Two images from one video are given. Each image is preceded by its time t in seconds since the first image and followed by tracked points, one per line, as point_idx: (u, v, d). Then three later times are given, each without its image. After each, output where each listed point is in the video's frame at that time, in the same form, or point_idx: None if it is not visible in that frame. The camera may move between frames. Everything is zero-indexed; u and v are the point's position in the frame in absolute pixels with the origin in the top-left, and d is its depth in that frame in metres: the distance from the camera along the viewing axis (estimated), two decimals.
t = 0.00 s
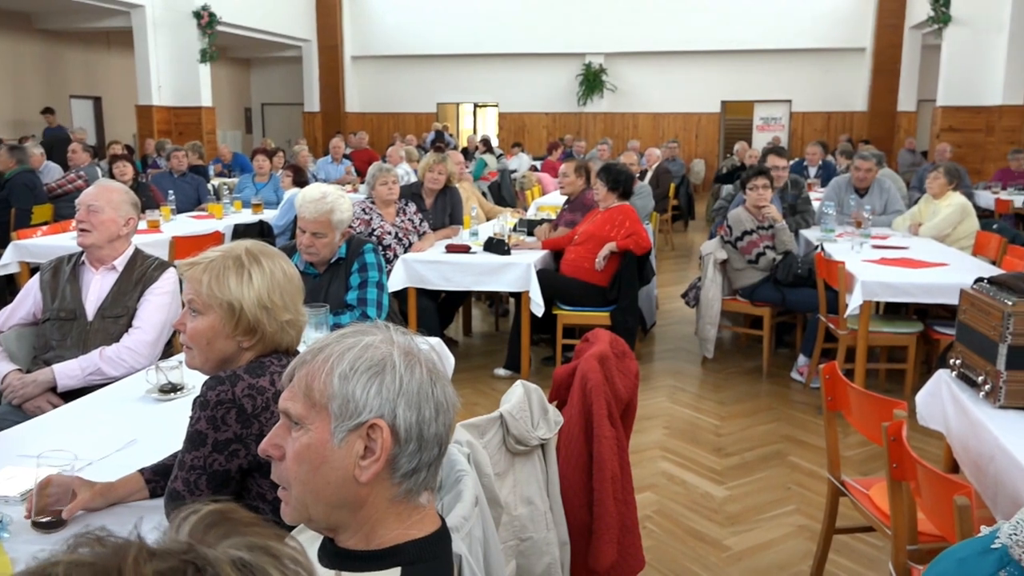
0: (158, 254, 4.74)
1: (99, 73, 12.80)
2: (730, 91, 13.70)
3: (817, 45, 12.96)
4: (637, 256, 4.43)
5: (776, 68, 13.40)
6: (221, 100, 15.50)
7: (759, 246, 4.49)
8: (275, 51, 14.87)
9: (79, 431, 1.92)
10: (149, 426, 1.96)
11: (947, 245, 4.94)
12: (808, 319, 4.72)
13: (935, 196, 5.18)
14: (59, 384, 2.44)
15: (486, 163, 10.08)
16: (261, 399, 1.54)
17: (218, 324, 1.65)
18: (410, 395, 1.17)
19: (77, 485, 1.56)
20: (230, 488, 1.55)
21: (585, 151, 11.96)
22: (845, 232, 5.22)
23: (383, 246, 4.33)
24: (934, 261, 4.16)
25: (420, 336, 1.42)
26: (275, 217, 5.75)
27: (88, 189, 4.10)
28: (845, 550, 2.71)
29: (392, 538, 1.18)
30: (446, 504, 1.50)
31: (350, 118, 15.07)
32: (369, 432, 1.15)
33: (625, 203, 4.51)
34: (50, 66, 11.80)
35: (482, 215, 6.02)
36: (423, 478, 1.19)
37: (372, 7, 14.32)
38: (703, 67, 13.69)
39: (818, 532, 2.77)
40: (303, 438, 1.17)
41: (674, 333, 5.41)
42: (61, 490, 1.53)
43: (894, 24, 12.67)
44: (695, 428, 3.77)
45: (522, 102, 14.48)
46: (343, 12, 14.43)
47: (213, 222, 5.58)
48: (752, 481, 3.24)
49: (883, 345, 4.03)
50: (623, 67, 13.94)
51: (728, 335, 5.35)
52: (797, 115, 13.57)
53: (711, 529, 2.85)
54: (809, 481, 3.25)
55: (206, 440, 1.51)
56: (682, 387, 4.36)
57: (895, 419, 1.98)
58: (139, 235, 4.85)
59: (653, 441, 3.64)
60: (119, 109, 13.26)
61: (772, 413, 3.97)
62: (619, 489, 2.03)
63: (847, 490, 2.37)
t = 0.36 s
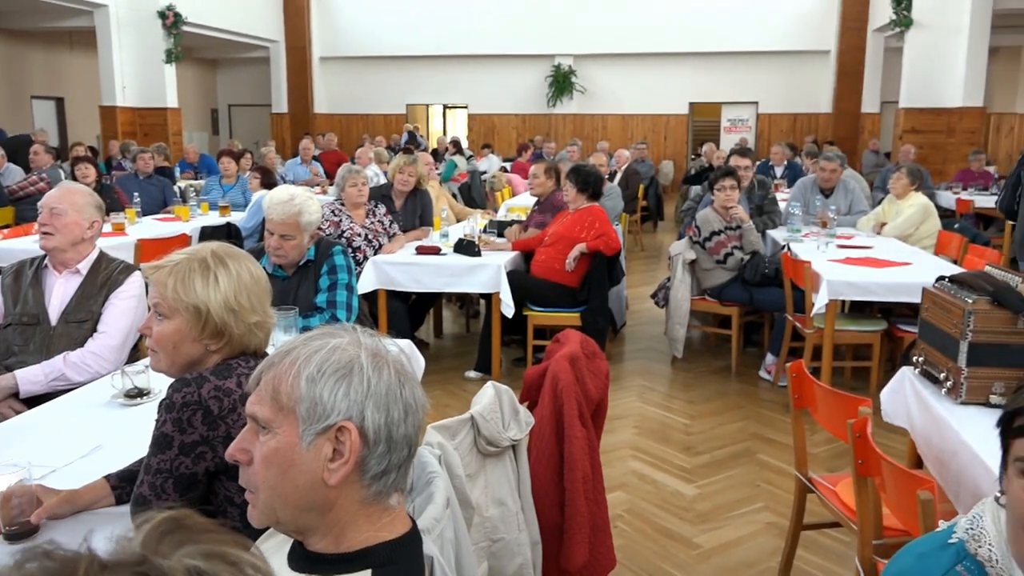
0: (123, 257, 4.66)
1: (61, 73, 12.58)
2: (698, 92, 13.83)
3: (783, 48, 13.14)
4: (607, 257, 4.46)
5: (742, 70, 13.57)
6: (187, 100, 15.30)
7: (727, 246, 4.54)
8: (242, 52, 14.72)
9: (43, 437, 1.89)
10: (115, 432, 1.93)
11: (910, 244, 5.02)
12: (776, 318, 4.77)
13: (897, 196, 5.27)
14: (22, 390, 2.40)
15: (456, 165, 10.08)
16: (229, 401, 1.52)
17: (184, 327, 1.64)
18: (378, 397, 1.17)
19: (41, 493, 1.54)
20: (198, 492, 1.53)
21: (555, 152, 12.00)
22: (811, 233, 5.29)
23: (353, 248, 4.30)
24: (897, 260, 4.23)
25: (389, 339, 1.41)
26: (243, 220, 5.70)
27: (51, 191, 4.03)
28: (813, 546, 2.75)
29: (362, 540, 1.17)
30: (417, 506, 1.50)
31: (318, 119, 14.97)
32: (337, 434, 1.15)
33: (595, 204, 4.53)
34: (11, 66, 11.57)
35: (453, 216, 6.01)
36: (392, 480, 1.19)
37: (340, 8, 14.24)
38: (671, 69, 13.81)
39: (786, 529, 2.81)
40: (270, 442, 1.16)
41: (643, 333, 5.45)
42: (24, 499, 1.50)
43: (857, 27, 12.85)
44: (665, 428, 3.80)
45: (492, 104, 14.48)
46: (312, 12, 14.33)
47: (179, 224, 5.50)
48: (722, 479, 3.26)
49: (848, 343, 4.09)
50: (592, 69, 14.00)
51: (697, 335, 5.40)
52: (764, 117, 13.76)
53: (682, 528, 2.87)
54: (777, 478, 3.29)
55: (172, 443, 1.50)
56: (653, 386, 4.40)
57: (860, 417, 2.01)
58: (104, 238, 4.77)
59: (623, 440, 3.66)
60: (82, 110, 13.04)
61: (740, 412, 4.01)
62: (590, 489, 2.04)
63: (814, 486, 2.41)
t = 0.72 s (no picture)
0: (86, 261, 4.58)
1: (21, 73, 12.33)
2: (666, 94, 13.95)
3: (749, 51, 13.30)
4: (577, 258, 4.48)
5: (709, 72, 13.71)
6: (151, 101, 15.08)
7: (696, 246, 4.58)
8: (208, 52, 14.55)
9: (4, 446, 1.85)
10: (79, 438, 1.90)
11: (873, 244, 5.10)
12: (743, 317, 4.83)
13: (861, 197, 5.35)
14: None
15: (426, 166, 10.06)
16: (195, 406, 1.51)
17: (147, 330, 1.61)
18: (345, 400, 1.16)
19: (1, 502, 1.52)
20: (165, 499, 1.51)
21: (525, 154, 12.03)
22: (777, 233, 5.35)
23: (321, 250, 4.27)
24: (862, 259, 4.29)
25: (356, 342, 1.41)
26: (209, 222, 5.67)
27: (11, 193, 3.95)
28: (781, 542, 2.78)
29: (329, 544, 1.16)
30: (386, 509, 1.49)
31: (286, 120, 14.84)
32: (303, 439, 1.14)
33: (564, 205, 4.55)
34: None
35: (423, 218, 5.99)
36: (360, 483, 1.18)
37: (308, 8, 14.13)
38: (640, 71, 13.90)
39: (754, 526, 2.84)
40: (236, 447, 1.15)
41: (613, 333, 5.48)
42: None
43: (821, 29, 13.02)
44: (635, 427, 3.82)
45: (462, 105, 14.45)
46: (278, 12, 14.20)
47: (144, 227, 5.42)
48: (692, 477, 3.29)
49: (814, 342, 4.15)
50: (562, 70, 14.04)
51: (666, 334, 5.44)
52: (731, 119, 13.92)
53: (652, 527, 2.88)
54: (746, 476, 3.32)
55: (137, 449, 1.47)
56: (623, 386, 4.42)
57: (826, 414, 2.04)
58: (66, 241, 4.68)
59: (594, 440, 3.67)
60: (43, 111, 12.79)
61: (709, 411, 4.04)
62: (561, 489, 2.05)
63: (781, 483, 2.44)
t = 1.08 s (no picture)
0: (47, 264, 4.49)
1: None
2: (633, 96, 14.04)
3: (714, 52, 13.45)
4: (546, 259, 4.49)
5: (676, 73, 13.82)
6: (114, 101, 14.84)
7: (663, 247, 4.61)
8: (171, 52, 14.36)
9: None
10: (41, 445, 1.86)
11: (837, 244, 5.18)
12: (711, 316, 4.87)
13: (826, 197, 5.43)
14: None
15: (394, 167, 10.03)
16: (161, 413, 1.48)
17: (110, 335, 1.59)
18: (315, 404, 1.15)
19: None
20: (129, 507, 1.48)
21: (493, 155, 12.03)
22: (744, 233, 5.41)
23: (289, 251, 4.23)
24: (827, 258, 4.35)
25: (326, 345, 1.40)
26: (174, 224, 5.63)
27: None
28: (749, 539, 2.81)
29: (298, 549, 1.15)
30: (356, 513, 1.47)
31: (253, 121, 14.69)
32: (273, 442, 1.13)
33: (533, 206, 4.56)
34: None
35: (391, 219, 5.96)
36: (330, 487, 1.17)
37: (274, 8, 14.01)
38: (608, 72, 13.98)
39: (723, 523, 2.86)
40: (203, 452, 1.13)
41: (583, 333, 5.50)
42: None
43: (785, 31, 13.19)
44: (605, 427, 3.84)
45: (430, 106, 14.40)
46: (243, 12, 14.06)
47: (106, 229, 5.34)
48: (661, 476, 3.31)
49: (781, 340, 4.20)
50: (530, 71, 14.07)
51: (635, 334, 5.48)
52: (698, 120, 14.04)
53: (622, 525, 2.90)
54: (715, 474, 3.35)
55: (101, 458, 1.45)
56: (592, 386, 4.44)
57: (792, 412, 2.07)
58: (26, 244, 4.59)
59: (565, 440, 3.68)
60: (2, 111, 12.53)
61: (678, 410, 4.07)
62: (532, 490, 2.05)
63: (748, 481, 2.46)
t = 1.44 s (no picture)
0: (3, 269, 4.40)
1: None
2: (599, 97, 14.12)
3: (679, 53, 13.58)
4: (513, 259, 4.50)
5: (641, 74, 13.93)
6: (73, 102, 14.57)
7: (630, 246, 4.64)
8: (132, 52, 14.14)
9: None
10: None
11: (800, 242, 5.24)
12: (677, 315, 4.90)
13: (789, 197, 5.50)
14: None
15: (360, 169, 9.96)
16: (118, 419, 1.46)
17: (65, 340, 1.55)
18: (272, 407, 1.14)
19: None
20: (86, 516, 1.45)
21: (460, 156, 12.01)
22: (709, 232, 5.47)
23: (253, 254, 4.19)
24: (790, 257, 4.40)
25: (283, 348, 1.38)
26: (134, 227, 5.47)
27: None
28: (716, 536, 2.84)
29: (257, 556, 1.14)
30: (320, 518, 1.46)
31: (216, 122, 14.51)
32: (229, 448, 1.11)
33: (499, 207, 4.56)
34: None
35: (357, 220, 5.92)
36: (289, 492, 1.16)
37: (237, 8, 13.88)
38: (574, 72, 14.02)
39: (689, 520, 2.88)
40: (158, 459, 1.12)
41: (550, 334, 5.51)
42: None
43: (748, 33, 13.35)
44: (573, 427, 3.84)
45: (397, 106, 14.32)
46: (206, 12, 13.90)
47: (65, 233, 5.24)
48: (629, 475, 3.33)
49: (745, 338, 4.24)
50: (497, 72, 14.07)
51: (602, 334, 5.50)
52: (664, 120, 14.15)
53: (590, 524, 2.91)
54: (682, 472, 3.37)
55: (57, 466, 1.42)
56: (560, 386, 4.45)
57: (755, 409, 2.09)
58: None
59: (532, 441, 3.69)
60: None
61: (645, 408, 4.10)
62: (499, 491, 2.05)
63: (715, 478, 2.48)
